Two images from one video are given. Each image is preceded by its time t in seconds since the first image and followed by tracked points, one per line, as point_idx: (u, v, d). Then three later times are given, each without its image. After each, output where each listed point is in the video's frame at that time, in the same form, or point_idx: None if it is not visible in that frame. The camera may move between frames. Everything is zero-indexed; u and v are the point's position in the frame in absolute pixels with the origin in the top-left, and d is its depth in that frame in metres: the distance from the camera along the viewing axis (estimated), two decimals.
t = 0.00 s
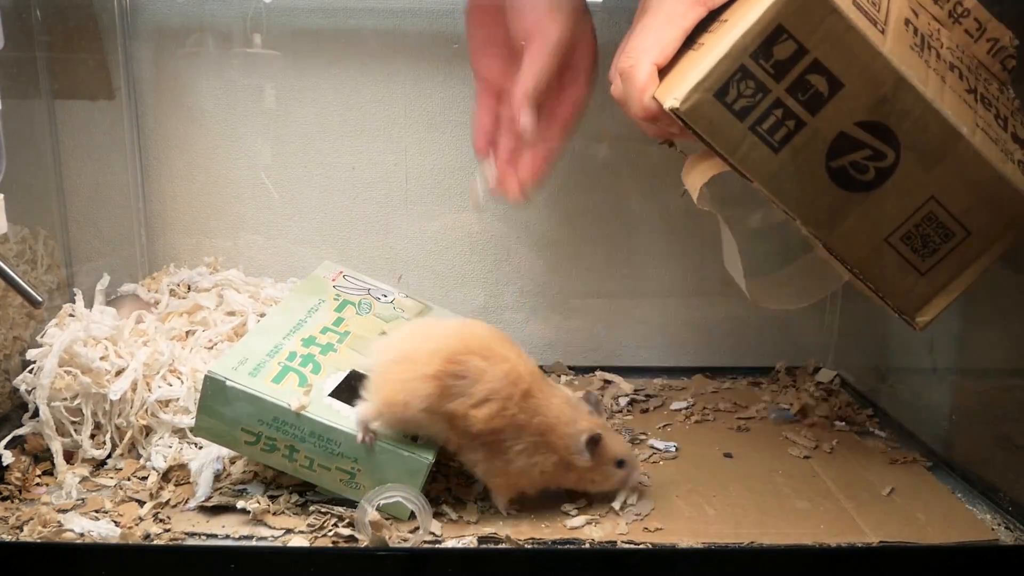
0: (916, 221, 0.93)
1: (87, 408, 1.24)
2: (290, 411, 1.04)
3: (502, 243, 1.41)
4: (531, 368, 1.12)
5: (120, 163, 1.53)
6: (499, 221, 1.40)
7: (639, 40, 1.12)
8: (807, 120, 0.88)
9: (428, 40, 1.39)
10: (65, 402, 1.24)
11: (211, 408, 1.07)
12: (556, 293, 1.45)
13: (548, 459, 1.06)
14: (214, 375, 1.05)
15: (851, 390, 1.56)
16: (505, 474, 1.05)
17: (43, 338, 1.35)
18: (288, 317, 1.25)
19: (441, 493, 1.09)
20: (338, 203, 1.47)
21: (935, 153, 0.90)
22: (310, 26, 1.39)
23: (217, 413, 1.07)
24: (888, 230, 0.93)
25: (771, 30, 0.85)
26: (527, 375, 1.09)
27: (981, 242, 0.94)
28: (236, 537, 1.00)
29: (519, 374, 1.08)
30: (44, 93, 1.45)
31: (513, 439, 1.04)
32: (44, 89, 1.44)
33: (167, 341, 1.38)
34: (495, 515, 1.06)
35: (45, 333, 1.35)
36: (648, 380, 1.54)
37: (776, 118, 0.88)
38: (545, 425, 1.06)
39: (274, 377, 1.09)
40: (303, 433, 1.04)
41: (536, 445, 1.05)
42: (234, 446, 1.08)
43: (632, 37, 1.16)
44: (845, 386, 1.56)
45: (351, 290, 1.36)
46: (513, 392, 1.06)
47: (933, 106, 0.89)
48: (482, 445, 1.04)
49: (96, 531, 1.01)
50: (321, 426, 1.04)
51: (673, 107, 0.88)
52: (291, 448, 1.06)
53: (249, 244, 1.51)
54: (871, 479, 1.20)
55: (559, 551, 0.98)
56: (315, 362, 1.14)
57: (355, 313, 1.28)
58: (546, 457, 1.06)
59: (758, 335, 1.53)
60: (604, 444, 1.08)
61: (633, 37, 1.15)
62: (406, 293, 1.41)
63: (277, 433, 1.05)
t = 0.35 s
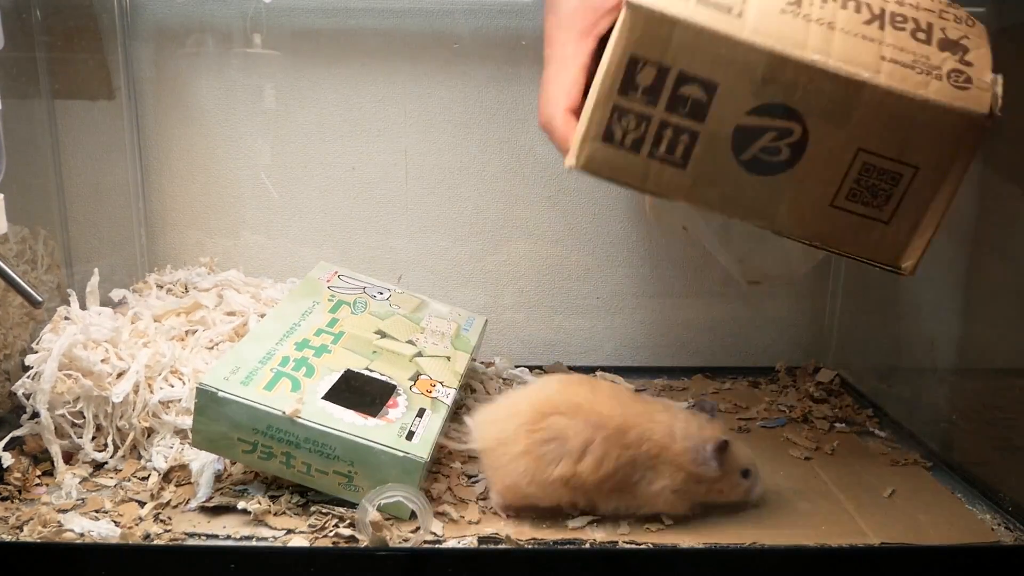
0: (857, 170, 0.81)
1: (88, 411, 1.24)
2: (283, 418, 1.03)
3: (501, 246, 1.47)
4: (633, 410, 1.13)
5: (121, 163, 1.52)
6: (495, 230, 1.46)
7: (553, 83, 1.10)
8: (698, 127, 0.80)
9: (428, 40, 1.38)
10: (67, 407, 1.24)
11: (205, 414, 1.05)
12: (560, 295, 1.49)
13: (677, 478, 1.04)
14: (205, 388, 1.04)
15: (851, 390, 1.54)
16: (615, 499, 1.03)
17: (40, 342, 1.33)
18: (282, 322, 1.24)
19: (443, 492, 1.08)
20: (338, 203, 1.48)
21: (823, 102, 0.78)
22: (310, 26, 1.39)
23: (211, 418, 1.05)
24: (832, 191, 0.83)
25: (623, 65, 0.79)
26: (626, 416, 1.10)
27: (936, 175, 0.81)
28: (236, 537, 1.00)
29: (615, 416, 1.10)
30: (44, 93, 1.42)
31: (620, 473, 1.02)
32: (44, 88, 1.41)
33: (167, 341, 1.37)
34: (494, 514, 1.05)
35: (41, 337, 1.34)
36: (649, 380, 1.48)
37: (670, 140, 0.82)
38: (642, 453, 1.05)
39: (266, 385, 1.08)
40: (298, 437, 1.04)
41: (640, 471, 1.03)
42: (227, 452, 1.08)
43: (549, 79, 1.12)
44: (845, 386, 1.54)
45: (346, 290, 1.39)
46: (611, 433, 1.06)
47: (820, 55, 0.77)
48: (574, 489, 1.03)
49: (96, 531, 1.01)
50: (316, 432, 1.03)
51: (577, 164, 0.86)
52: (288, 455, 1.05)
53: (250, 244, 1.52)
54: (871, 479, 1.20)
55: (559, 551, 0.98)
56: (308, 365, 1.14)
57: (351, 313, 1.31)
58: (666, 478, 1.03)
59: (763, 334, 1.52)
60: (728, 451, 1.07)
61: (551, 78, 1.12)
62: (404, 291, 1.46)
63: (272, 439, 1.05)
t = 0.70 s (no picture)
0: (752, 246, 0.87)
1: (88, 411, 1.24)
2: (286, 415, 1.04)
3: (497, 246, 1.35)
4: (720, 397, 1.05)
5: (119, 163, 1.52)
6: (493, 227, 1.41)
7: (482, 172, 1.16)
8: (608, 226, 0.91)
9: (428, 40, 1.40)
10: (67, 407, 1.24)
11: (208, 410, 1.05)
12: (563, 303, 1.36)
13: (749, 469, 0.96)
14: (208, 382, 1.04)
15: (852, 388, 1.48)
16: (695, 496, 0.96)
17: (40, 341, 1.33)
18: (284, 319, 1.24)
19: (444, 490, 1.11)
20: (339, 203, 1.48)
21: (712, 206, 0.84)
22: (311, 25, 1.41)
23: (214, 416, 1.05)
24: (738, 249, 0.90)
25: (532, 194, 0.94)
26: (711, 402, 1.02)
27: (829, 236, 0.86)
28: (237, 537, 1.00)
29: (704, 402, 1.02)
30: (44, 93, 1.42)
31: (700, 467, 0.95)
32: (43, 88, 1.41)
33: (167, 341, 1.37)
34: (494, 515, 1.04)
35: (41, 337, 1.34)
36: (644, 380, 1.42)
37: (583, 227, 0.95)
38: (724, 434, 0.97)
39: (269, 381, 1.08)
40: (301, 435, 1.04)
41: (703, 460, 0.95)
42: (230, 449, 1.08)
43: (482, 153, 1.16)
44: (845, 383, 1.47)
45: (348, 289, 1.39)
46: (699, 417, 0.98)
47: (686, 176, 0.82)
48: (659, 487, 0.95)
49: (96, 530, 1.01)
50: (318, 428, 1.03)
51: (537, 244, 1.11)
52: (290, 452, 1.05)
53: (250, 244, 1.52)
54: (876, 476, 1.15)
55: (560, 551, 0.97)
56: (312, 362, 1.14)
57: (353, 313, 1.31)
58: (741, 468, 0.95)
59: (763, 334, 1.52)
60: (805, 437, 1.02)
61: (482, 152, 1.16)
62: (404, 293, 1.48)
63: (274, 436, 1.05)
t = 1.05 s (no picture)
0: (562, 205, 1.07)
1: (88, 412, 1.24)
2: (286, 416, 1.03)
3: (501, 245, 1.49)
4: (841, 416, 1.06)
5: (121, 163, 1.52)
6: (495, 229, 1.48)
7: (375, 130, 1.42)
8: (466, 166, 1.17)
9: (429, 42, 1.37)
10: (67, 408, 1.23)
11: (207, 411, 1.04)
12: (557, 291, 1.45)
13: (868, 485, 0.96)
14: (208, 383, 1.03)
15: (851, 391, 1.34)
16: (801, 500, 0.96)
17: (40, 343, 1.33)
18: (284, 319, 1.24)
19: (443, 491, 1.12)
20: (338, 203, 1.49)
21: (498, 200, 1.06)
22: (311, 25, 1.39)
23: (214, 416, 1.04)
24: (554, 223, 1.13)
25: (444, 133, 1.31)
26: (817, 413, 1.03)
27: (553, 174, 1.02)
28: (237, 537, 1.00)
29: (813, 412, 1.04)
30: (44, 93, 1.41)
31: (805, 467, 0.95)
32: (43, 89, 1.40)
33: (167, 341, 1.37)
34: (495, 514, 1.07)
35: (41, 338, 1.33)
36: (651, 380, 1.52)
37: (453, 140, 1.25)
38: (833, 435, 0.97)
39: (270, 382, 1.07)
40: (301, 436, 1.03)
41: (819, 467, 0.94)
42: (229, 450, 1.07)
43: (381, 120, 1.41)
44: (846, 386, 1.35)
45: (348, 289, 1.39)
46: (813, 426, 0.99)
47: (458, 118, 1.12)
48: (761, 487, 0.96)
49: (95, 531, 1.01)
50: (318, 429, 1.03)
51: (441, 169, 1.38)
52: (290, 452, 1.05)
53: (249, 244, 1.52)
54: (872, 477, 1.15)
55: (560, 552, 0.98)
56: (311, 363, 1.14)
57: (354, 313, 1.31)
58: (859, 486, 0.95)
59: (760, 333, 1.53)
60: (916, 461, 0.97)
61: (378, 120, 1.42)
62: (404, 292, 1.49)
63: (275, 436, 1.04)
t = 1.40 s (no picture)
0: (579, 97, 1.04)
1: (88, 413, 1.23)
2: (287, 416, 1.02)
3: (501, 245, 1.52)
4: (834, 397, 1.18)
5: (121, 163, 1.50)
6: (494, 231, 1.51)
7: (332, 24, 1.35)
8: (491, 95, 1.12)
9: (429, 42, 1.38)
10: (68, 410, 1.22)
11: (207, 411, 1.03)
12: (557, 292, 1.54)
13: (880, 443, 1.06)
14: (210, 384, 1.02)
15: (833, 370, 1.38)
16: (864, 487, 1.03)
17: (37, 346, 1.30)
18: (286, 320, 1.23)
19: (444, 490, 1.13)
20: (338, 204, 1.49)
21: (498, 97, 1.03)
22: (311, 26, 1.37)
23: (214, 417, 1.03)
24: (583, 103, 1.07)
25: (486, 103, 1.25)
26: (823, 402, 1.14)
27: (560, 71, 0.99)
28: (239, 538, 1.00)
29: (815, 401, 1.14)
30: (44, 93, 1.37)
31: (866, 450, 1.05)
32: (44, 88, 1.37)
33: (168, 342, 1.37)
34: (496, 514, 1.07)
35: (38, 341, 1.30)
36: (652, 380, 1.57)
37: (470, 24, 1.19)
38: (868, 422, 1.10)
39: (271, 382, 1.06)
40: (302, 436, 1.03)
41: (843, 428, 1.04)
42: (229, 451, 1.06)
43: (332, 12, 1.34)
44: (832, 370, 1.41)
45: (349, 290, 1.39)
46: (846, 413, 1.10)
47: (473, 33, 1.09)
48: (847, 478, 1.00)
49: (96, 531, 1.01)
50: (319, 430, 1.02)
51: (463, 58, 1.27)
52: (291, 452, 1.04)
53: (250, 245, 1.53)
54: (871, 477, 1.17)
55: (560, 551, 0.98)
56: (312, 364, 1.13)
57: (355, 313, 1.31)
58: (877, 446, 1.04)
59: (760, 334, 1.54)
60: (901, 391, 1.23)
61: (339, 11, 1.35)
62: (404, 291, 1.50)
63: (275, 437, 1.04)
